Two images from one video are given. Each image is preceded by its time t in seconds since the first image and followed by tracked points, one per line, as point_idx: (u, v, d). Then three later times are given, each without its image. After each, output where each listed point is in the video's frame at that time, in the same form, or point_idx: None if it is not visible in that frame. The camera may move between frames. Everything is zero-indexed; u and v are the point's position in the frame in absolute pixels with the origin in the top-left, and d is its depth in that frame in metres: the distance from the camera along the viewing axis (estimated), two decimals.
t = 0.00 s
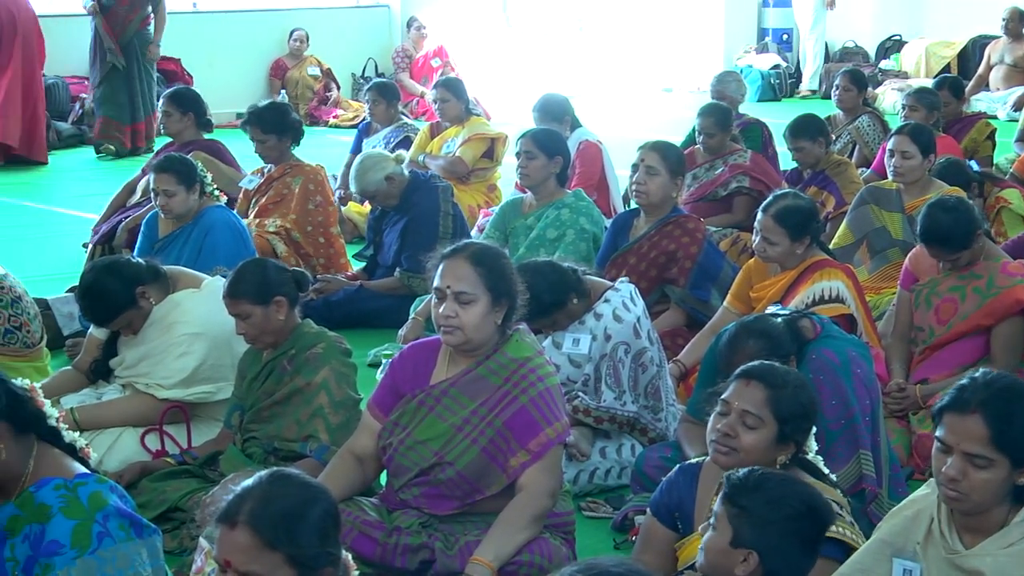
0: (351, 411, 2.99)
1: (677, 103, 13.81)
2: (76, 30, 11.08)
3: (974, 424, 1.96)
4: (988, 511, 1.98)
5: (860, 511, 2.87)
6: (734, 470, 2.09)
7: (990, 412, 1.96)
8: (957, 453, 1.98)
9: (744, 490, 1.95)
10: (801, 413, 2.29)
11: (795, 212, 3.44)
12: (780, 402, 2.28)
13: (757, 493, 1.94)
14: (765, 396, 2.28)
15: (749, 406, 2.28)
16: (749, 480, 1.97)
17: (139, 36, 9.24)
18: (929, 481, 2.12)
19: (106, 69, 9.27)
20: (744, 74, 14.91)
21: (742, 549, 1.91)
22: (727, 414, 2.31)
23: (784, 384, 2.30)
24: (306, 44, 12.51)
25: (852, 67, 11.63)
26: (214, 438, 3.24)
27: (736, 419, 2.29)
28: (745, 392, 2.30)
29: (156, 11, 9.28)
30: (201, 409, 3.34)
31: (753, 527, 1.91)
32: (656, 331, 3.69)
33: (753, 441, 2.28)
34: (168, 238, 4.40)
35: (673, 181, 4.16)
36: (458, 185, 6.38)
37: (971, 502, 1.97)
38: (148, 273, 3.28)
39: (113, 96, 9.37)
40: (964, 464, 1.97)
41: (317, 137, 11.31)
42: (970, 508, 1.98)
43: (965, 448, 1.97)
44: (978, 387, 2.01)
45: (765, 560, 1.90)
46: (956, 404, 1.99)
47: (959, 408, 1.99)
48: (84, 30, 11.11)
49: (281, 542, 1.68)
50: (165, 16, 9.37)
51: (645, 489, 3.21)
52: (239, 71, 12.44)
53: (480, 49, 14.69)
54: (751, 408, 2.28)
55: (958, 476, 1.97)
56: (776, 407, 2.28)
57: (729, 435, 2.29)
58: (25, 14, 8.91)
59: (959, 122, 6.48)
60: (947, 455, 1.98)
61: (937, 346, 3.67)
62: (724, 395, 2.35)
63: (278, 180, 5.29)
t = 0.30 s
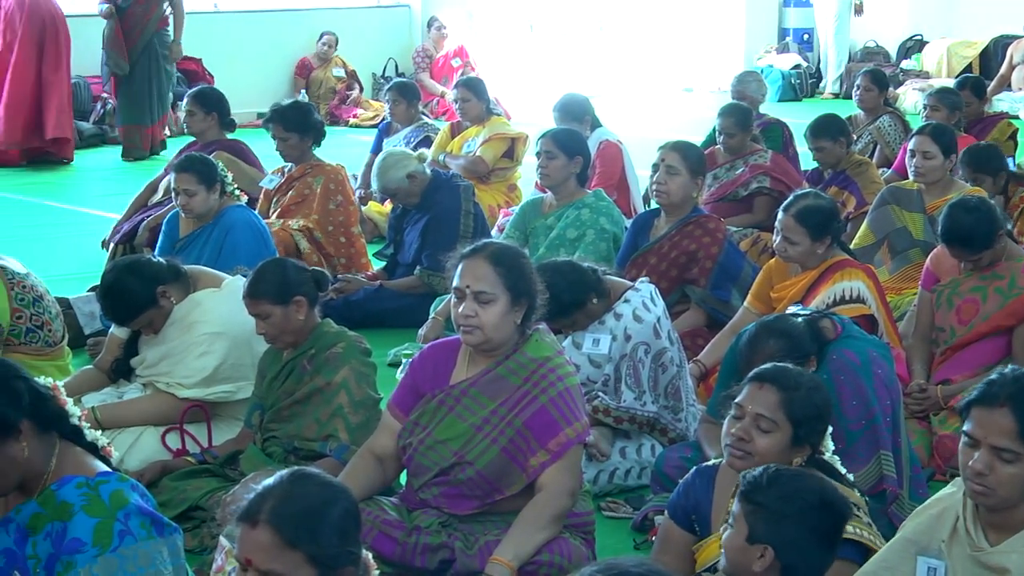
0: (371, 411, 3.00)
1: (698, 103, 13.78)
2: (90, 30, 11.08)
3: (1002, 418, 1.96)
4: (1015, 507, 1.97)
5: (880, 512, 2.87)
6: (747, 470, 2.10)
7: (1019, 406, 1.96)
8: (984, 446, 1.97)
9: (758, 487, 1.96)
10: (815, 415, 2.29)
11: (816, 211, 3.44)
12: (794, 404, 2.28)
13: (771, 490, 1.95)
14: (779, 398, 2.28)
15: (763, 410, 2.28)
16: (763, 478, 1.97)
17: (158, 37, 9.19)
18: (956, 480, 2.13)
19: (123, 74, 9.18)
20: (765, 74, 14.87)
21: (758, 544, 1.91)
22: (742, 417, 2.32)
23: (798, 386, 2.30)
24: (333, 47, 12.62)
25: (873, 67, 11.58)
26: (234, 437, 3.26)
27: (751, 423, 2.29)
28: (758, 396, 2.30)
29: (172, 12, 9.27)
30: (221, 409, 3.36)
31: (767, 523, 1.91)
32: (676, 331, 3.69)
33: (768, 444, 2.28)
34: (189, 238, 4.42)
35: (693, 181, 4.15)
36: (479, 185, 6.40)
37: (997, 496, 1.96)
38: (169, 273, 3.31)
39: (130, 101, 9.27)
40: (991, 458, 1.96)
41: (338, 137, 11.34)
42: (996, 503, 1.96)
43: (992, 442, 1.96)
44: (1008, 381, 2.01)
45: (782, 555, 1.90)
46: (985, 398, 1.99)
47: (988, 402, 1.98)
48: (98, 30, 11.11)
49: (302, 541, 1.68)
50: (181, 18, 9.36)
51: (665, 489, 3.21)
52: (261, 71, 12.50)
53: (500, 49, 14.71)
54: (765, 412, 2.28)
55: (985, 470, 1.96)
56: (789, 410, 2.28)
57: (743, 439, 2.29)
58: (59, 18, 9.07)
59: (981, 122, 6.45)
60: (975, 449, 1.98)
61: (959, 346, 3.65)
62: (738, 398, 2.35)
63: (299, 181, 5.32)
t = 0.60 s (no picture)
0: (389, 410, 3.01)
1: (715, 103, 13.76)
2: (107, 29, 11.10)
3: None
4: None
5: (898, 512, 2.87)
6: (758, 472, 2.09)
7: None
8: (1010, 442, 1.97)
9: (769, 486, 1.96)
10: (834, 414, 2.29)
11: (834, 211, 3.43)
12: (813, 403, 2.28)
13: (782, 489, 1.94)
14: (798, 397, 2.28)
15: (782, 408, 2.28)
16: (771, 478, 1.97)
17: (180, 37, 9.07)
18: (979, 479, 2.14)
19: (147, 75, 9.11)
20: (783, 74, 14.83)
21: (772, 544, 1.91)
22: (760, 416, 2.31)
23: (817, 385, 2.30)
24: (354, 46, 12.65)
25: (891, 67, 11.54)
26: (251, 437, 3.28)
27: (770, 421, 2.29)
28: (777, 394, 2.30)
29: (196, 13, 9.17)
30: (240, 408, 3.38)
31: (779, 522, 1.91)
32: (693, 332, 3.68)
33: (787, 443, 2.28)
34: (207, 238, 4.44)
35: (711, 181, 4.15)
36: (496, 185, 6.40)
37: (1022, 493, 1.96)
38: (187, 272, 3.33)
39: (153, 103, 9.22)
40: (1017, 455, 1.95)
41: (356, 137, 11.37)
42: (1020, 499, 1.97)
43: (1018, 438, 1.96)
44: None
45: (796, 550, 1.89)
46: (1012, 394, 1.99)
47: (1015, 397, 1.99)
48: (113, 30, 11.14)
49: (319, 541, 1.62)
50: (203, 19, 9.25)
51: (682, 490, 3.21)
52: (280, 71, 12.54)
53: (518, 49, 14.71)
54: (784, 410, 2.28)
55: (1010, 466, 1.95)
56: (808, 409, 2.28)
57: (763, 437, 2.29)
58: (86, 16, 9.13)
59: (1000, 122, 6.42)
60: (1000, 445, 1.98)
61: (977, 347, 3.63)
62: (757, 397, 2.35)
63: (312, 180, 5.32)
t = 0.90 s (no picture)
0: (407, 410, 3.01)
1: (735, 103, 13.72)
2: (128, 28, 11.12)
3: None
4: None
5: (919, 512, 2.86)
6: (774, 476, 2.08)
7: None
8: None
9: (789, 489, 1.95)
10: (855, 415, 2.29)
11: (854, 211, 3.43)
12: (834, 403, 2.28)
13: (803, 494, 1.93)
14: (819, 398, 2.28)
15: (803, 408, 2.28)
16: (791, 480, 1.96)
17: (209, 39, 8.93)
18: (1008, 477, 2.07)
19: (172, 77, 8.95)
20: (802, 74, 14.78)
21: (799, 547, 1.90)
22: (780, 417, 2.31)
23: (838, 386, 2.30)
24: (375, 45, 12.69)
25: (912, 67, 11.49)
26: (270, 436, 3.29)
27: (790, 421, 2.29)
28: (797, 395, 2.30)
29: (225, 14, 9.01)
30: (259, 408, 3.40)
31: (802, 525, 1.91)
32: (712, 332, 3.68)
33: (807, 444, 2.28)
34: (226, 238, 4.46)
35: (730, 181, 4.14)
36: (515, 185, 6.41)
37: None
38: (207, 272, 3.34)
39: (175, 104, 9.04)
40: None
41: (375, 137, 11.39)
42: None
43: None
44: None
45: (824, 553, 1.89)
46: None
47: None
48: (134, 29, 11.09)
49: (339, 540, 1.63)
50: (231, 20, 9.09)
51: (701, 490, 3.20)
52: (301, 70, 12.57)
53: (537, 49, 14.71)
54: (805, 411, 2.28)
55: None
56: (829, 409, 2.27)
57: (783, 438, 2.29)
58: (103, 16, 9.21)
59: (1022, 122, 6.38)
60: None
61: (998, 348, 3.62)
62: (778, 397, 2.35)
63: (321, 181, 5.32)
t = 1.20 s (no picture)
0: (426, 410, 3.02)
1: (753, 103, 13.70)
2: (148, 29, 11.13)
3: None
4: None
5: (937, 507, 2.89)
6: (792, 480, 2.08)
7: None
8: None
9: (809, 493, 1.94)
10: (871, 416, 2.29)
11: (874, 210, 3.42)
12: (848, 405, 2.27)
13: (823, 498, 1.93)
14: (832, 401, 2.28)
15: (817, 412, 2.28)
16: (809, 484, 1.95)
17: (233, 42, 8.77)
18: None
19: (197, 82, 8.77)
20: (821, 74, 14.74)
21: (823, 552, 1.91)
22: (795, 420, 2.32)
23: (853, 388, 2.29)
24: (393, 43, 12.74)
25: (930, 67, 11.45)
26: (288, 436, 3.31)
27: (804, 425, 2.30)
28: (812, 398, 2.29)
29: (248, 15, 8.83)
30: (277, 408, 3.42)
31: (825, 530, 1.91)
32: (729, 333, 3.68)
33: (822, 447, 2.28)
34: (245, 237, 4.48)
35: (749, 181, 4.14)
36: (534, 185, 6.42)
37: None
38: (226, 272, 3.35)
39: (199, 112, 8.85)
40: None
41: (393, 136, 11.41)
42: None
43: None
44: None
45: (848, 556, 1.89)
46: None
47: None
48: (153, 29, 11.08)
49: (357, 540, 1.63)
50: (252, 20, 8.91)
51: (719, 490, 3.20)
52: (321, 70, 12.60)
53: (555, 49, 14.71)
54: (819, 414, 2.28)
55: None
56: (844, 411, 2.27)
57: (797, 441, 2.30)
58: (121, 18, 9.25)
59: None
60: None
61: (1017, 348, 3.61)
62: (792, 401, 2.35)
63: (331, 184, 5.31)
